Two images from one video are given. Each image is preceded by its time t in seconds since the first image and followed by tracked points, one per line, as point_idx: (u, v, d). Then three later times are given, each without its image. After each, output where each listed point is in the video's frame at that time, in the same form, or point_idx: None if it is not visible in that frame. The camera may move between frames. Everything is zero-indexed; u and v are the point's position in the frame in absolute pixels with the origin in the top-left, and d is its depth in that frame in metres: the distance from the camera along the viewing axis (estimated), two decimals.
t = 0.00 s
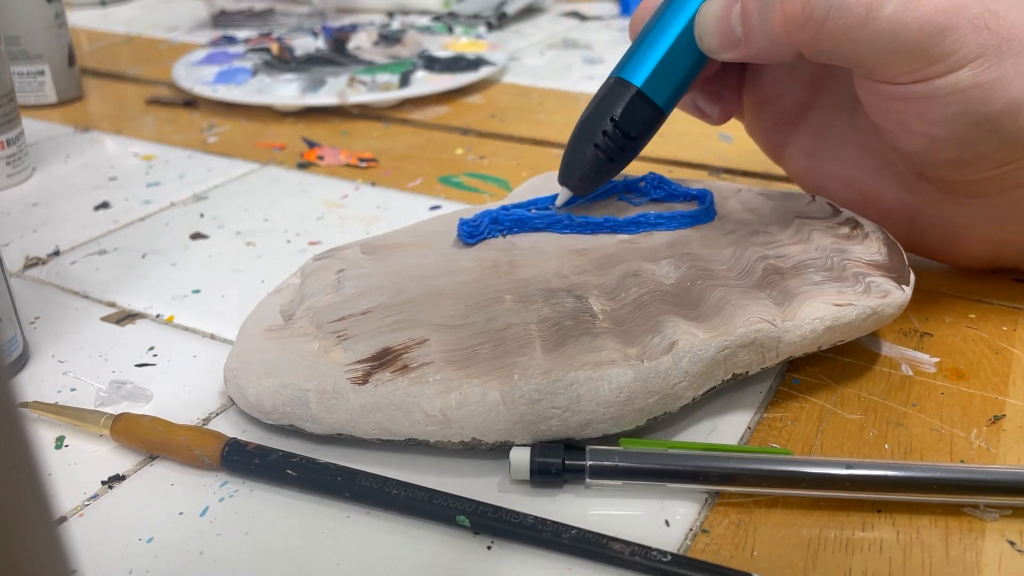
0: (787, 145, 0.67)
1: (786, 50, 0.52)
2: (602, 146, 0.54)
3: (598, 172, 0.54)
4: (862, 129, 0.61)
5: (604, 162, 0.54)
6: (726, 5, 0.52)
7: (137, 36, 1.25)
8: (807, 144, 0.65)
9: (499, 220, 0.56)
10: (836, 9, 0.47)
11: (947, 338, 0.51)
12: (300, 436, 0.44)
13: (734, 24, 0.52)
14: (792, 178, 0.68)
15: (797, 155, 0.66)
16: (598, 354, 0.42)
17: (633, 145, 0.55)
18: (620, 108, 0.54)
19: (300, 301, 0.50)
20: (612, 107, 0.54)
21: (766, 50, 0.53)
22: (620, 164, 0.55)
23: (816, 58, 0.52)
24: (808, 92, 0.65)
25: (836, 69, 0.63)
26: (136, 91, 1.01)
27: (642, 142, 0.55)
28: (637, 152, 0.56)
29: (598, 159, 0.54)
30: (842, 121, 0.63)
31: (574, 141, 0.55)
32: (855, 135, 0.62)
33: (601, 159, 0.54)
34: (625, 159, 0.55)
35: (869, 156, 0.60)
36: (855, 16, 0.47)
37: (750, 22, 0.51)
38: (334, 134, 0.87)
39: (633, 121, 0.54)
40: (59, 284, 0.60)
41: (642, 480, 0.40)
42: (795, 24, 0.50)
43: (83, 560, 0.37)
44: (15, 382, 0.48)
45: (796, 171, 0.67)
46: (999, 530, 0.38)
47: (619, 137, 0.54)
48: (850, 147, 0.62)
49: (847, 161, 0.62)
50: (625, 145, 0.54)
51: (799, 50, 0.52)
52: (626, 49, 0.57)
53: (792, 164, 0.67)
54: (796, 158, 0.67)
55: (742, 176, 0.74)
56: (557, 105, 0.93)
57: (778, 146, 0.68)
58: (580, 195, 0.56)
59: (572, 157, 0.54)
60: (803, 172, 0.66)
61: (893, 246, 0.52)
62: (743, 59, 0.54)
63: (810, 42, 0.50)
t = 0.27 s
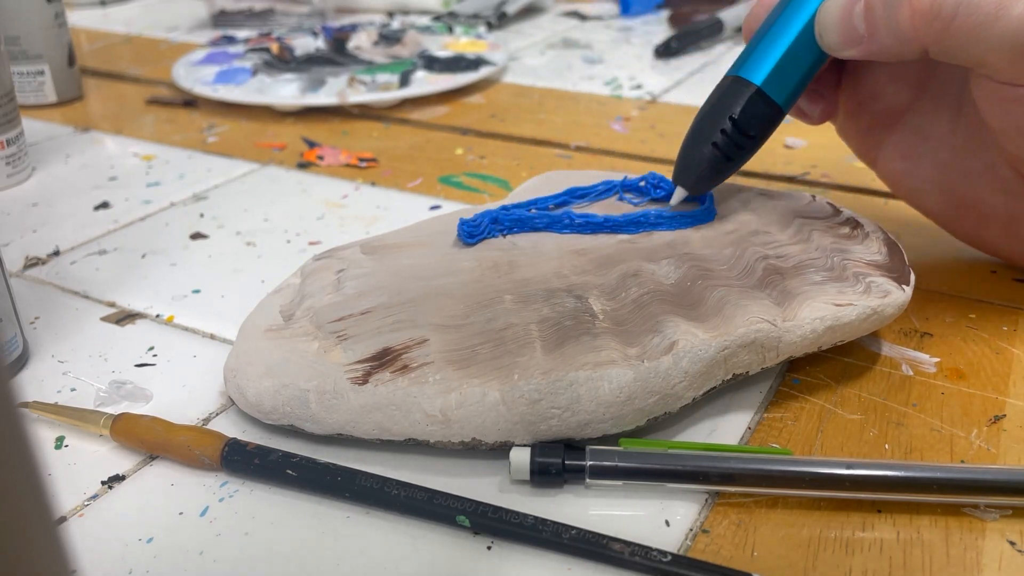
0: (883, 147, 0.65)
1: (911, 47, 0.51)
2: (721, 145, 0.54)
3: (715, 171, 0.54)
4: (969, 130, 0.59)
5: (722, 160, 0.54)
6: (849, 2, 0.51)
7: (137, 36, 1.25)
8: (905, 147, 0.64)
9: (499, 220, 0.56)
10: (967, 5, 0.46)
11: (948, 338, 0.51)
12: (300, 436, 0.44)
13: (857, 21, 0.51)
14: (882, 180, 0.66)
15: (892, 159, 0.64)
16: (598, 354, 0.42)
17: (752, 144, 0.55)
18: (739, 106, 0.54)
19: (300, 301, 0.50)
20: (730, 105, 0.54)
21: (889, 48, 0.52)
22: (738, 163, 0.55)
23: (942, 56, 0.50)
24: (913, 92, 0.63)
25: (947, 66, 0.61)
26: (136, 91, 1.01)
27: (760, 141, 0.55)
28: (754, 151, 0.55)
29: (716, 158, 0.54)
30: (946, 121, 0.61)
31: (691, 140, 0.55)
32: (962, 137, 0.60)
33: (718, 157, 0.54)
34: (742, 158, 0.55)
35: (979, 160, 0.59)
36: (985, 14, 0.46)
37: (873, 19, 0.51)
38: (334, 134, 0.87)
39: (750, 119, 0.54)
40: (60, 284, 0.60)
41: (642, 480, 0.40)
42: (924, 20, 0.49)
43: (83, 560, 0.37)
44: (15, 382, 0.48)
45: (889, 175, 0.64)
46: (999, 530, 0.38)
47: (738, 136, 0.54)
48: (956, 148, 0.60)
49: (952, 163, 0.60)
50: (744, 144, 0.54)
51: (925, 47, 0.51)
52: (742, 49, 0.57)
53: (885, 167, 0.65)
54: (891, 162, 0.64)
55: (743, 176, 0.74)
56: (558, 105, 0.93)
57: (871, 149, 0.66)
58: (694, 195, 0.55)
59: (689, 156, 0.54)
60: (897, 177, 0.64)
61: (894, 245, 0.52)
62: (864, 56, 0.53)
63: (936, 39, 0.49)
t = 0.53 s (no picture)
0: (899, 137, 0.66)
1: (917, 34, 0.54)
2: (736, 126, 0.58)
3: (730, 149, 0.58)
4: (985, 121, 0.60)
5: (737, 139, 0.58)
6: None
7: (137, 36, 1.25)
8: (921, 137, 0.64)
9: (499, 220, 0.56)
10: None
11: (948, 338, 0.51)
12: (300, 436, 0.44)
13: (870, 10, 0.53)
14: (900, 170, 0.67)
15: (908, 149, 0.65)
16: (598, 354, 0.42)
17: (767, 125, 0.58)
18: (755, 90, 0.57)
19: (300, 301, 0.50)
20: (747, 88, 0.57)
21: (897, 34, 0.54)
22: (754, 141, 0.59)
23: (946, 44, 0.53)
24: (931, 83, 0.64)
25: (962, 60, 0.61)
26: (136, 91, 1.01)
27: (777, 121, 0.58)
28: (770, 131, 0.59)
29: (731, 138, 0.58)
30: (961, 111, 0.62)
31: (711, 119, 0.59)
32: (978, 128, 0.61)
33: (732, 138, 0.58)
34: (758, 137, 0.59)
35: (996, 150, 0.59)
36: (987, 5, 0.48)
37: (884, 8, 0.53)
38: (334, 133, 0.87)
39: (766, 102, 0.57)
40: (60, 284, 0.60)
41: (642, 480, 0.40)
42: (929, 10, 0.51)
43: (84, 561, 0.37)
44: (15, 382, 0.48)
45: (906, 165, 0.66)
46: (999, 530, 0.38)
47: (753, 118, 0.57)
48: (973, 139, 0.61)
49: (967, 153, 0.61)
50: (759, 125, 0.58)
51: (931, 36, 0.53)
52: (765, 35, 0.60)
53: (901, 157, 0.66)
54: (906, 152, 0.66)
55: (743, 176, 0.74)
56: (558, 105, 0.93)
57: (887, 139, 0.67)
58: (712, 171, 0.60)
59: (707, 135, 0.59)
60: (914, 167, 0.65)
61: (894, 246, 0.52)
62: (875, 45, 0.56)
63: (941, 27, 0.52)
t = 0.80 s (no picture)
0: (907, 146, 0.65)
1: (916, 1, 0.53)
2: (713, 77, 0.57)
3: (705, 98, 0.58)
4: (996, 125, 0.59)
5: (711, 91, 0.58)
6: None
7: (136, 34, 1.25)
8: (932, 144, 0.64)
9: (499, 220, 0.56)
10: None
11: (948, 338, 0.51)
12: (300, 436, 0.44)
13: None
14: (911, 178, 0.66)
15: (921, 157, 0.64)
16: (599, 354, 0.42)
17: (743, 80, 0.58)
18: (735, 43, 0.57)
19: (300, 300, 0.49)
20: (726, 41, 0.58)
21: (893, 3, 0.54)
22: (728, 95, 0.59)
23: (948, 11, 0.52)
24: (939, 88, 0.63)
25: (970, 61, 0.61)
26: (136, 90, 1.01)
27: (752, 78, 0.58)
28: (746, 86, 0.59)
29: (706, 88, 0.58)
30: (971, 116, 0.61)
31: (688, 71, 0.59)
32: (988, 132, 0.60)
33: (708, 88, 0.58)
34: (733, 92, 0.59)
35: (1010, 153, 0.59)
36: None
37: None
38: (334, 133, 0.87)
39: (745, 55, 0.57)
40: (59, 284, 0.59)
41: (642, 480, 0.40)
42: None
43: (83, 561, 0.37)
44: (15, 382, 0.48)
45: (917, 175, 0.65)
46: (1000, 530, 0.38)
47: (730, 70, 0.57)
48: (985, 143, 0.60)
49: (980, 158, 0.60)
50: (734, 78, 0.58)
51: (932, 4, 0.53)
52: None
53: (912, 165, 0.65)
54: (919, 160, 0.64)
55: (743, 176, 0.74)
56: (557, 104, 0.93)
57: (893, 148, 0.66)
58: (682, 121, 0.59)
59: (684, 84, 0.58)
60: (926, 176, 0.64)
61: (894, 246, 0.52)
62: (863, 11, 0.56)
63: None
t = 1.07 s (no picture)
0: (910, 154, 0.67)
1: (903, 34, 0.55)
2: (712, 117, 0.59)
3: (706, 139, 0.60)
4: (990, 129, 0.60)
5: (712, 131, 0.60)
6: None
7: (137, 36, 1.25)
8: (932, 151, 0.65)
9: (499, 220, 0.56)
10: None
11: (947, 338, 0.51)
12: (300, 436, 0.44)
13: (851, 11, 0.54)
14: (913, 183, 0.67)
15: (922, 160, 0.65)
16: (598, 354, 0.42)
17: (742, 119, 0.60)
18: (733, 83, 0.59)
19: (300, 301, 0.50)
20: (725, 81, 0.59)
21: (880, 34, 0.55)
22: (728, 134, 0.60)
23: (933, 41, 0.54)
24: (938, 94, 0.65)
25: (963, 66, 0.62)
26: (136, 91, 1.01)
27: (750, 117, 0.60)
28: (746, 125, 0.60)
29: (707, 129, 0.60)
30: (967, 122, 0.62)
31: (690, 111, 0.60)
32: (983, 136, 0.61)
33: (708, 129, 0.60)
34: (733, 131, 0.60)
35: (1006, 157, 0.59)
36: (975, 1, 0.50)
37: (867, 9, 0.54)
38: (334, 134, 0.87)
39: (742, 96, 0.59)
40: (60, 284, 0.60)
41: (641, 480, 0.40)
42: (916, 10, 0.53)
43: (83, 560, 0.37)
44: (15, 382, 0.48)
45: (918, 181, 0.66)
46: (999, 530, 0.38)
47: (728, 110, 0.59)
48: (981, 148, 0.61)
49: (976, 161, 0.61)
50: (734, 118, 0.59)
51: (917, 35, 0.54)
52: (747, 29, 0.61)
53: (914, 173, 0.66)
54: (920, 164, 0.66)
55: (743, 176, 0.74)
56: (557, 105, 0.93)
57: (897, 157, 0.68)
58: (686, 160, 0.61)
59: (685, 124, 0.60)
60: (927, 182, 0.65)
61: (894, 245, 0.52)
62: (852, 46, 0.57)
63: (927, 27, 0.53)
